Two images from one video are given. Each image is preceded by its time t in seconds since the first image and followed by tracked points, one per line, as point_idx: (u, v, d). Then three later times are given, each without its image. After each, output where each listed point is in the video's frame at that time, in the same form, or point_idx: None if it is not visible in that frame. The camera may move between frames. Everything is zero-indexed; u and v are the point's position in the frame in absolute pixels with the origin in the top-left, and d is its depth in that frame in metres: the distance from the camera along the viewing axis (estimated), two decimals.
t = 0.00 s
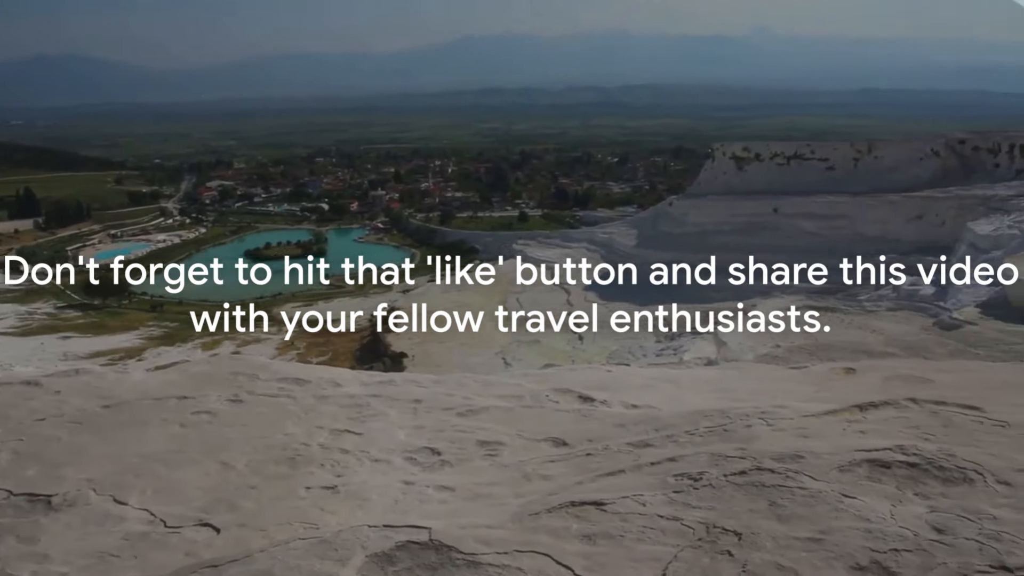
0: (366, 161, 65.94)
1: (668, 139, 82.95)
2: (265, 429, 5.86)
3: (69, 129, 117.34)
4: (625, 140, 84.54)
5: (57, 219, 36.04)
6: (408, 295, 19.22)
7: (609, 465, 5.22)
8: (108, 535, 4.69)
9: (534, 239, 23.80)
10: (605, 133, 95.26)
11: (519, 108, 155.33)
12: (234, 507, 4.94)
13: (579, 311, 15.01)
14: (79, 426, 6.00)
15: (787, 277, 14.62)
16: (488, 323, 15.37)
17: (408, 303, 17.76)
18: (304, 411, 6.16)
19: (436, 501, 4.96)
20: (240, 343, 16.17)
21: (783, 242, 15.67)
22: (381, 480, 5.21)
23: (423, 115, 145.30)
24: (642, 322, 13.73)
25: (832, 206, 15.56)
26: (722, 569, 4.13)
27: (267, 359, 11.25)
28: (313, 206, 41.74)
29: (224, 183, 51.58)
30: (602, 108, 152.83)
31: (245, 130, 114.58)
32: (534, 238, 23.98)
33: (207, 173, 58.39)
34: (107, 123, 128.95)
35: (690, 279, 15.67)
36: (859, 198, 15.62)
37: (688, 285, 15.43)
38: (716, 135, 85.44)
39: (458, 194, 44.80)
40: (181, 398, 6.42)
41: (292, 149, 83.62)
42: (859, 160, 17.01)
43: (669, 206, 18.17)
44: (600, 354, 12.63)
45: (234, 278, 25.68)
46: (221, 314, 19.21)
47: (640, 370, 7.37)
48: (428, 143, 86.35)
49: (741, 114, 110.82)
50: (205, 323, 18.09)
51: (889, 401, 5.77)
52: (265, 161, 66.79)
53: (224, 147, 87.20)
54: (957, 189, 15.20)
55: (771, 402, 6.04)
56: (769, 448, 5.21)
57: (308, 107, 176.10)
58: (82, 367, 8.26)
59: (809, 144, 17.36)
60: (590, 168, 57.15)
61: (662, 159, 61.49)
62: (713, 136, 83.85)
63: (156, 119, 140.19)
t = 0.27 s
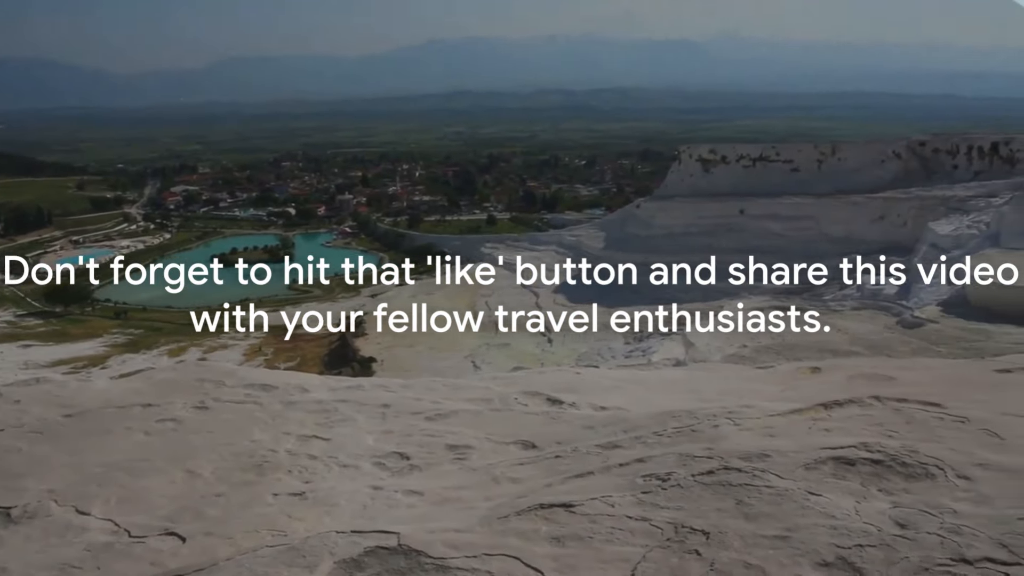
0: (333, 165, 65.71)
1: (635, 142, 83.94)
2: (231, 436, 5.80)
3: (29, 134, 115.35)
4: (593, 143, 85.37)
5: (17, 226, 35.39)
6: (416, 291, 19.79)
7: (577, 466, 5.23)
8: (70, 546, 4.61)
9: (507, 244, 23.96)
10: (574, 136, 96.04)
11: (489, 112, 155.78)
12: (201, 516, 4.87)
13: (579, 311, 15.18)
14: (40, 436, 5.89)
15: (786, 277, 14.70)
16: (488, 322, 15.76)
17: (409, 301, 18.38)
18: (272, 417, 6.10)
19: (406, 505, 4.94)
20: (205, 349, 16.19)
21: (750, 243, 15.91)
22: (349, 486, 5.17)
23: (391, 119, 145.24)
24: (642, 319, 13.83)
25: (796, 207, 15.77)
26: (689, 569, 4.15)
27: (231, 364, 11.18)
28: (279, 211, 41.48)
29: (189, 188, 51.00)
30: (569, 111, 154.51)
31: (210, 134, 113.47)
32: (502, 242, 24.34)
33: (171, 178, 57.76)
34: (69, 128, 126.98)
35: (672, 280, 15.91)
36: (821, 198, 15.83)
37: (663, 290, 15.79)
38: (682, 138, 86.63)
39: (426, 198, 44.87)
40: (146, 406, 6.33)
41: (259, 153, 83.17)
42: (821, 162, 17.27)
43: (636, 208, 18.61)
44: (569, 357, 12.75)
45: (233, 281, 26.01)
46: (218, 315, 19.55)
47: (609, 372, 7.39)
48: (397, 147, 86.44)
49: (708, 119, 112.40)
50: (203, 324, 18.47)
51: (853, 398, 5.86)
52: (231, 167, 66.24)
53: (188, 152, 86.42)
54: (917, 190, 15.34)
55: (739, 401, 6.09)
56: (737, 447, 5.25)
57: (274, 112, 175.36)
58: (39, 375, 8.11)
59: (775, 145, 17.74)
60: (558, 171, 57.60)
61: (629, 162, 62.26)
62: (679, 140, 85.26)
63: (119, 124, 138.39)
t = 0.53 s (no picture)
0: (300, 168, 65.70)
1: (601, 145, 85.40)
2: (197, 443, 5.72)
3: None
4: (560, 145, 86.70)
5: None
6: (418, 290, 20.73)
7: (547, 468, 5.23)
8: (31, 558, 4.51)
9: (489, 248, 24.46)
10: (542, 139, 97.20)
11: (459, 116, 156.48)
12: (166, 524, 4.80)
13: (578, 311, 15.85)
14: None
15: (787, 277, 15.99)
16: (488, 323, 16.42)
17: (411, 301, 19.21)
18: (238, 423, 6.03)
19: (374, 510, 4.91)
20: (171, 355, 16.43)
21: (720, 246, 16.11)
22: (317, 491, 5.13)
23: (362, 123, 145.37)
24: (639, 321, 14.14)
25: (761, 208, 17.97)
26: (659, 568, 4.16)
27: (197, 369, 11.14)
28: (246, 215, 41.39)
29: (153, 193, 50.46)
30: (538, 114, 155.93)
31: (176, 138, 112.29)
32: (471, 244, 25.79)
33: (135, 182, 57.15)
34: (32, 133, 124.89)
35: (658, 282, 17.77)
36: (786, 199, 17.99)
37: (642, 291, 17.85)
38: (648, 141, 88.27)
39: (394, 201, 45.26)
40: (109, 414, 6.23)
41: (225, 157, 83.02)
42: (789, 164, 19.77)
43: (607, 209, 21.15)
44: (539, 359, 13.60)
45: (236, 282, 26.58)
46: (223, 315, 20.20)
47: (578, 373, 7.41)
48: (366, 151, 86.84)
49: (674, 124, 114.43)
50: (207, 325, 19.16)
51: (820, 397, 5.92)
52: (197, 170, 65.74)
53: (153, 156, 85.70)
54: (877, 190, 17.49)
55: (707, 401, 6.14)
56: (705, 447, 5.29)
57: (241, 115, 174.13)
58: None
59: (742, 149, 20.37)
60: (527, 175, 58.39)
61: (596, 165, 63.43)
62: (644, 142, 86.91)
63: (84, 128, 136.42)
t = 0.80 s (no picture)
0: (268, 172, 65.65)
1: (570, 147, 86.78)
2: (164, 449, 5.65)
3: None
4: (529, 147, 88.02)
5: None
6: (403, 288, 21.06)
7: (517, 470, 5.22)
8: None
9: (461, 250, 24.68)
10: (511, 141, 98.39)
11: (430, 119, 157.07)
12: (131, 533, 4.72)
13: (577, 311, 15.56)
14: None
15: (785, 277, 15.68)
16: (488, 323, 16.45)
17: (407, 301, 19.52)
18: (206, 429, 5.96)
19: (344, 514, 4.87)
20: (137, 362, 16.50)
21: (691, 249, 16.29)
22: (287, 497, 5.08)
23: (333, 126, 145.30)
24: (639, 318, 13.56)
25: (731, 209, 18.41)
26: (629, 568, 4.17)
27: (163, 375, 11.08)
28: (213, 219, 41.32)
29: (117, 197, 49.92)
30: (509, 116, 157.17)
31: (144, 141, 111.01)
32: (440, 247, 26.16)
33: (99, 186, 56.46)
34: None
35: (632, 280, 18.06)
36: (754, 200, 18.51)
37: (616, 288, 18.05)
38: (615, 144, 89.88)
39: (363, 204, 45.62)
40: (73, 422, 6.13)
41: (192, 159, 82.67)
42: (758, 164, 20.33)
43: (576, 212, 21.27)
44: (510, 362, 13.79)
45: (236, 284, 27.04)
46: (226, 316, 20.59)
47: (549, 375, 7.42)
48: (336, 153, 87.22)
49: (644, 127, 116.30)
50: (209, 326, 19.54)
51: (789, 396, 5.97)
52: (162, 174, 65.17)
53: (118, 160, 84.94)
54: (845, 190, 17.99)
55: (676, 401, 6.17)
56: (675, 446, 5.30)
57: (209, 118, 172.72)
58: None
59: (711, 150, 20.89)
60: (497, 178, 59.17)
61: (564, 167, 64.65)
62: (611, 144, 88.40)
63: (48, 131, 134.20)
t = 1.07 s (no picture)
0: (238, 174, 65.37)
1: (541, 148, 87.77)
2: (131, 456, 5.57)
3: None
4: (500, 149, 88.81)
5: None
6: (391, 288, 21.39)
7: (489, 472, 5.20)
8: None
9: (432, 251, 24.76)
10: (482, 142, 99.13)
11: (403, 120, 157.13)
12: (98, 542, 4.65)
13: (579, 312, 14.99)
14: None
15: (786, 277, 15.03)
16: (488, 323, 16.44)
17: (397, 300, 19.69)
18: (174, 435, 5.89)
19: (315, 519, 4.82)
20: (103, 367, 16.49)
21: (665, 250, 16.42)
22: (256, 502, 5.02)
23: (306, 128, 144.91)
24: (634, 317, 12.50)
25: (701, 209, 18.92)
26: (601, 568, 4.17)
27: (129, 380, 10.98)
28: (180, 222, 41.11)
29: (82, 200, 49.24)
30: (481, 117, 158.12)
31: (110, 143, 109.41)
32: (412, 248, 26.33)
33: (63, 189, 55.63)
34: None
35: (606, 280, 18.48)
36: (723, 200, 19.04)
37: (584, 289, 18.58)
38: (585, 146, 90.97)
39: (333, 206, 45.78)
40: (37, 429, 6.02)
41: (158, 161, 82.05)
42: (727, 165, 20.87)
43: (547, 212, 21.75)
44: (481, 364, 13.95)
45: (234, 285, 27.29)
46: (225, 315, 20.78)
47: (521, 376, 7.41)
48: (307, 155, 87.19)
49: (616, 128, 117.54)
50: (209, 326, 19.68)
51: (759, 394, 6.00)
52: (128, 176, 64.44)
53: (83, 162, 83.86)
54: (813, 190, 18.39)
55: (647, 401, 6.19)
56: (647, 446, 5.32)
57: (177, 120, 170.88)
58: None
59: (682, 150, 21.42)
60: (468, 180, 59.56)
61: (535, 168, 65.38)
62: (580, 145, 89.59)
63: (12, 133, 131.83)
